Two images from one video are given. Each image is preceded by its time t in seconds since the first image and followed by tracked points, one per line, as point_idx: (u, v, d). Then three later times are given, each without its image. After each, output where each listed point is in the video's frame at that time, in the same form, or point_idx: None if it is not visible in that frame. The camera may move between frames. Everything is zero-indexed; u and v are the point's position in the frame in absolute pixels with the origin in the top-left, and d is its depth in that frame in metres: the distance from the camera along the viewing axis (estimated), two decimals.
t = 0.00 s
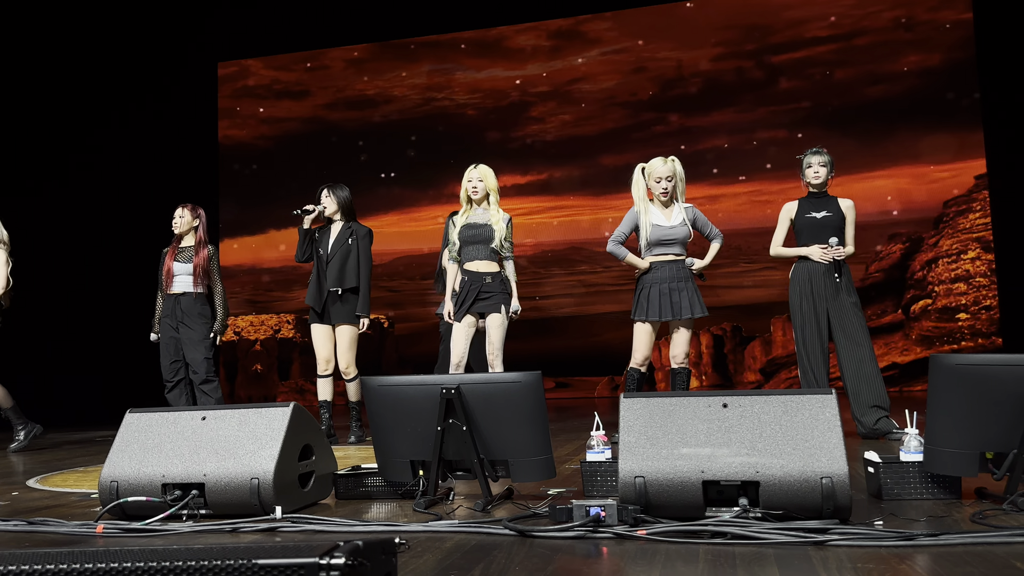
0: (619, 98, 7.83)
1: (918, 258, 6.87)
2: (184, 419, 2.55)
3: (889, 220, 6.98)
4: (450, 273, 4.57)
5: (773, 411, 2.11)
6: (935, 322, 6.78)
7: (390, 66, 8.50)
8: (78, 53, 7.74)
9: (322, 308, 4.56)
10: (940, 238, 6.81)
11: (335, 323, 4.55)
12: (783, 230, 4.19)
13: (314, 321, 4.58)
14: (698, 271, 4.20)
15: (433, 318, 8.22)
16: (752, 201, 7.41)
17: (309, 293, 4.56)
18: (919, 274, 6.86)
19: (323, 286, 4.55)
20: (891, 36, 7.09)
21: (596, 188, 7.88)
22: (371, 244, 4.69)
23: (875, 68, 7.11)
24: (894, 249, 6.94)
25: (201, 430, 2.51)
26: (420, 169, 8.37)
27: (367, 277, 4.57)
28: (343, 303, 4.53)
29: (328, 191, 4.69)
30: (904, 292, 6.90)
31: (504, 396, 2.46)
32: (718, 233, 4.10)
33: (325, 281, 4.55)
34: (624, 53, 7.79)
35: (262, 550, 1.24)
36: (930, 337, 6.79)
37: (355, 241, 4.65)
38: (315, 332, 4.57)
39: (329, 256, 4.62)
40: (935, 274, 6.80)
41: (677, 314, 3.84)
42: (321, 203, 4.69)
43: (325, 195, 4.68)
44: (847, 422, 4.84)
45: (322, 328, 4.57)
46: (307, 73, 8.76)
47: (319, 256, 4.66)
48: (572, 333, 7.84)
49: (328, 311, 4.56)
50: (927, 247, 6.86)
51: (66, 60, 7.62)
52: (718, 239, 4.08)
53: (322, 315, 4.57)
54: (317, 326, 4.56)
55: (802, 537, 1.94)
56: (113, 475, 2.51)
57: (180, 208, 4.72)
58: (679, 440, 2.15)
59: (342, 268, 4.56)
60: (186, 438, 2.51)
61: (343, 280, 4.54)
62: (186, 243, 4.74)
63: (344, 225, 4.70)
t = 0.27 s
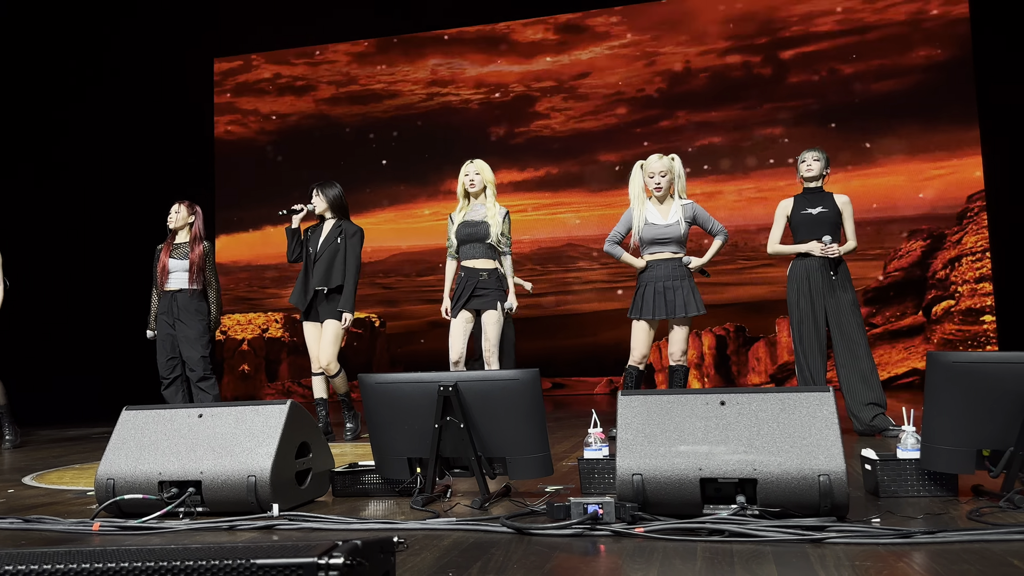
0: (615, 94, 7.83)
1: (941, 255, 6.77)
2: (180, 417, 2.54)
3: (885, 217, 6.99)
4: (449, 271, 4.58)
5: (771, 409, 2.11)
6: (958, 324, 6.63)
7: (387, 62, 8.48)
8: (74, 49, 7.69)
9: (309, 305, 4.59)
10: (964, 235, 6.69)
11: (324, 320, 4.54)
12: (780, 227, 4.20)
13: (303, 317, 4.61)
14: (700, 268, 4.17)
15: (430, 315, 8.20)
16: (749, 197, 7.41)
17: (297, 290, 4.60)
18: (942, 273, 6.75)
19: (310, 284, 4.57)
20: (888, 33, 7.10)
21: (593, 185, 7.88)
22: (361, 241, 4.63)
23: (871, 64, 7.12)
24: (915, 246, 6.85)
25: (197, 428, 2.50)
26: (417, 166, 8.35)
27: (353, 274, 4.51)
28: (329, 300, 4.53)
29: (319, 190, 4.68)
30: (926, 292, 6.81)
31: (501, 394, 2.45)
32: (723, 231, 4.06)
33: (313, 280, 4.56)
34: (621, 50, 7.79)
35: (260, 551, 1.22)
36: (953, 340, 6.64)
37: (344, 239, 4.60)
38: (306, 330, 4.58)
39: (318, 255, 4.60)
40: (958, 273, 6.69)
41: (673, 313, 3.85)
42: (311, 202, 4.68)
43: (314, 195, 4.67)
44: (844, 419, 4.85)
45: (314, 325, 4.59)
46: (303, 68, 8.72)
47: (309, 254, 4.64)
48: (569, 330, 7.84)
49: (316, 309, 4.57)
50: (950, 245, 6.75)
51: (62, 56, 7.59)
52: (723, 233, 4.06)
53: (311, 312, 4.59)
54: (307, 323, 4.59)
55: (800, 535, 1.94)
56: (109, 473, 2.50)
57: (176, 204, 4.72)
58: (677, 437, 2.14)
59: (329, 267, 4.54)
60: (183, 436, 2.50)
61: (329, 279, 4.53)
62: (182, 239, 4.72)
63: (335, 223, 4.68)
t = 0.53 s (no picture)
0: (609, 91, 7.84)
1: (963, 253, 6.73)
2: (173, 411, 2.53)
3: (877, 214, 7.02)
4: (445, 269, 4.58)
5: (763, 402, 2.12)
6: (981, 326, 6.64)
7: (382, 59, 8.49)
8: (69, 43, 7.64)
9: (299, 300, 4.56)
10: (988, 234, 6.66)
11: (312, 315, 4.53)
12: (774, 225, 4.22)
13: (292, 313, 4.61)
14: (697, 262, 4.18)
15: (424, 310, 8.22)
16: (742, 194, 7.43)
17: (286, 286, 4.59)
18: (964, 273, 6.72)
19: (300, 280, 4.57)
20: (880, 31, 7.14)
21: (587, 182, 7.88)
22: (351, 237, 4.64)
23: (863, 62, 7.15)
24: (936, 243, 6.81)
25: (190, 422, 2.50)
26: (411, 162, 8.35)
27: (343, 267, 4.54)
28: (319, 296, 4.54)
29: (309, 185, 4.65)
30: (947, 292, 6.77)
31: (495, 388, 2.46)
32: (718, 225, 4.07)
33: (301, 276, 4.56)
34: (615, 46, 7.80)
35: (258, 542, 1.23)
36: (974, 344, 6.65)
37: (333, 235, 4.60)
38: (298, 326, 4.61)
39: (308, 251, 4.61)
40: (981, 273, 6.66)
41: (667, 309, 3.85)
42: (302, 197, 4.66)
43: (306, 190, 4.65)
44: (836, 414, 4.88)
45: (306, 319, 4.55)
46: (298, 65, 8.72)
47: (299, 251, 4.67)
48: (562, 326, 7.85)
49: (306, 304, 4.56)
50: (972, 243, 6.71)
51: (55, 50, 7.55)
52: (716, 229, 4.07)
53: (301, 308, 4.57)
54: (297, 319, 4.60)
55: (792, 527, 1.95)
56: (102, 467, 2.50)
57: (167, 199, 4.72)
58: (670, 431, 2.15)
59: (320, 263, 4.56)
60: (177, 430, 2.50)
61: (317, 275, 4.54)
62: (174, 235, 4.71)
63: (325, 218, 4.67)
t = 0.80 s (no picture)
0: (601, 89, 7.83)
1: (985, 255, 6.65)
2: (162, 414, 2.51)
3: (867, 213, 7.04)
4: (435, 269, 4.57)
5: (755, 404, 2.12)
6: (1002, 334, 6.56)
7: (372, 56, 8.46)
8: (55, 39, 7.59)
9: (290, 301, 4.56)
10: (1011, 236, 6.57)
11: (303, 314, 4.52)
12: (765, 224, 4.22)
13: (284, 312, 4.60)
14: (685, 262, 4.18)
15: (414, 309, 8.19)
16: (733, 193, 7.44)
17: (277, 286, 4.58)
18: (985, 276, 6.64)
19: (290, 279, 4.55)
20: (870, 30, 7.16)
21: (578, 180, 7.87)
22: (339, 236, 4.60)
23: (854, 61, 7.17)
24: (957, 244, 6.73)
25: (179, 425, 2.48)
26: (401, 160, 8.32)
27: (330, 268, 4.50)
28: (307, 295, 4.51)
29: (299, 183, 4.61)
30: (968, 296, 6.69)
31: (486, 389, 2.45)
32: (706, 227, 4.07)
33: (291, 274, 4.56)
34: (606, 45, 7.80)
35: (244, 548, 1.22)
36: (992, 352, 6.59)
37: (322, 233, 4.58)
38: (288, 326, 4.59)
39: (297, 250, 4.60)
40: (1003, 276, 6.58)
41: (663, 307, 3.86)
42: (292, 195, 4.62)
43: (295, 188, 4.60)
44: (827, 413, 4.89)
45: (295, 320, 4.54)
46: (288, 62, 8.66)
47: (288, 250, 4.65)
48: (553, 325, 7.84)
49: (296, 304, 4.55)
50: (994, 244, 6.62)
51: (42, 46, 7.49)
52: (705, 232, 4.07)
53: (292, 308, 4.56)
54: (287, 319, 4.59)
55: (783, 530, 1.95)
56: (90, 470, 2.47)
57: (156, 199, 4.65)
58: (661, 433, 2.15)
59: (309, 262, 4.53)
60: (165, 433, 2.48)
61: (306, 274, 4.52)
62: (164, 235, 4.68)
63: (314, 217, 4.64)
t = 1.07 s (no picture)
0: (595, 89, 7.83)
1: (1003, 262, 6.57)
2: (154, 411, 2.51)
3: (859, 214, 7.07)
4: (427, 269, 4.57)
5: (747, 403, 2.13)
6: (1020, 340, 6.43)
7: (362, 54, 8.38)
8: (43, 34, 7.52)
9: (283, 299, 4.53)
10: None
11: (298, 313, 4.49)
12: (757, 224, 4.23)
13: (276, 310, 4.57)
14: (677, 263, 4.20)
15: (406, 309, 8.16)
16: (726, 193, 7.46)
17: (270, 283, 4.54)
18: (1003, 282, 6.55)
19: (284, 278, 4.52)
20: (862, 32, 7.20)
21: (572, 180, 7.88)
22: (337, 236, 4.62)
23: (846, 62, 7.21)
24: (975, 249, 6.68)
25: (171, 423, 2.47)
26: (394, 158, 8.27)
27: (330, 268, 4.50)
28: (303, 294, 4.48)
29: (294, 180, 4.60)
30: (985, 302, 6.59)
31: (480, 388, 2.45)
32: (698, 228, 4.08)
33: (288, 272, 4.51)
34: (601, 44, 7.81)
35: (230, 546, 1.20)
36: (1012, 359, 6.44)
37: (319, 232, 4.58)
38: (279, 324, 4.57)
39: (292, 248, 4.57)
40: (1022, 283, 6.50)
41: (652, 308, 3.87)
42: (287, 192, 4.61)
43: (290, 185, 4.59)
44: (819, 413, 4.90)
45: (286, 319, 4.55)
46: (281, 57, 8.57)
47: (284, 249, 4.63)
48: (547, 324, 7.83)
49: (290, 303, 4.52)
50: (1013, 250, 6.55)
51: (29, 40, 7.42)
52: (695, 233, 4.10)
53: (286, 307, 4.54)
54: (279, 317, 4.56)
55: (774, 528, 1.96)
56: (81, 468, 2.47)
57: (149, 198, 4.66)
58: (654, 431, 2.16)
59: (305, 260, 4.50)
60: (157, 431, 2.47)
61: (304, 272, 4.48)
62: (156, 234, 4.67)
63: (309, 217, 4.64)
